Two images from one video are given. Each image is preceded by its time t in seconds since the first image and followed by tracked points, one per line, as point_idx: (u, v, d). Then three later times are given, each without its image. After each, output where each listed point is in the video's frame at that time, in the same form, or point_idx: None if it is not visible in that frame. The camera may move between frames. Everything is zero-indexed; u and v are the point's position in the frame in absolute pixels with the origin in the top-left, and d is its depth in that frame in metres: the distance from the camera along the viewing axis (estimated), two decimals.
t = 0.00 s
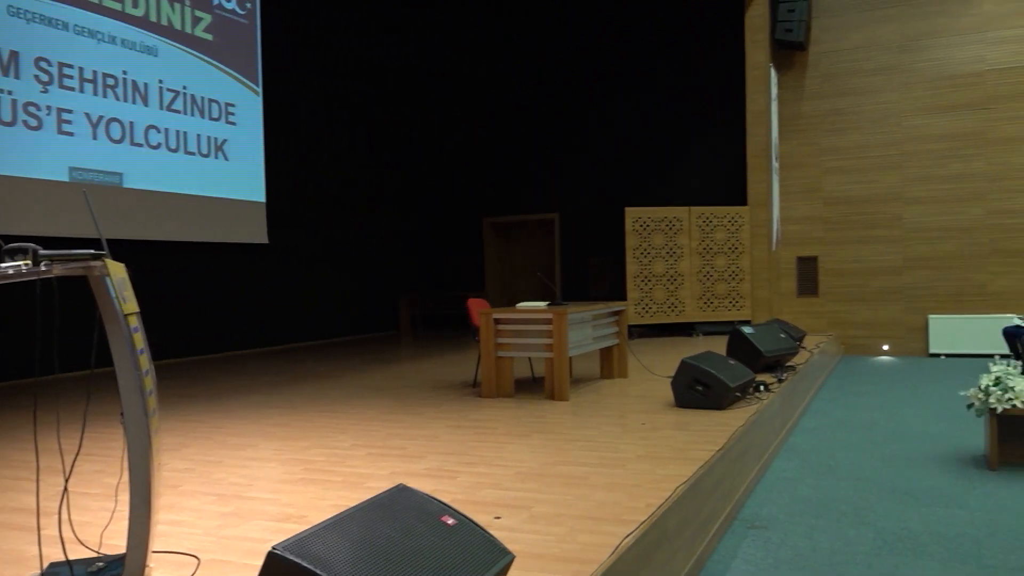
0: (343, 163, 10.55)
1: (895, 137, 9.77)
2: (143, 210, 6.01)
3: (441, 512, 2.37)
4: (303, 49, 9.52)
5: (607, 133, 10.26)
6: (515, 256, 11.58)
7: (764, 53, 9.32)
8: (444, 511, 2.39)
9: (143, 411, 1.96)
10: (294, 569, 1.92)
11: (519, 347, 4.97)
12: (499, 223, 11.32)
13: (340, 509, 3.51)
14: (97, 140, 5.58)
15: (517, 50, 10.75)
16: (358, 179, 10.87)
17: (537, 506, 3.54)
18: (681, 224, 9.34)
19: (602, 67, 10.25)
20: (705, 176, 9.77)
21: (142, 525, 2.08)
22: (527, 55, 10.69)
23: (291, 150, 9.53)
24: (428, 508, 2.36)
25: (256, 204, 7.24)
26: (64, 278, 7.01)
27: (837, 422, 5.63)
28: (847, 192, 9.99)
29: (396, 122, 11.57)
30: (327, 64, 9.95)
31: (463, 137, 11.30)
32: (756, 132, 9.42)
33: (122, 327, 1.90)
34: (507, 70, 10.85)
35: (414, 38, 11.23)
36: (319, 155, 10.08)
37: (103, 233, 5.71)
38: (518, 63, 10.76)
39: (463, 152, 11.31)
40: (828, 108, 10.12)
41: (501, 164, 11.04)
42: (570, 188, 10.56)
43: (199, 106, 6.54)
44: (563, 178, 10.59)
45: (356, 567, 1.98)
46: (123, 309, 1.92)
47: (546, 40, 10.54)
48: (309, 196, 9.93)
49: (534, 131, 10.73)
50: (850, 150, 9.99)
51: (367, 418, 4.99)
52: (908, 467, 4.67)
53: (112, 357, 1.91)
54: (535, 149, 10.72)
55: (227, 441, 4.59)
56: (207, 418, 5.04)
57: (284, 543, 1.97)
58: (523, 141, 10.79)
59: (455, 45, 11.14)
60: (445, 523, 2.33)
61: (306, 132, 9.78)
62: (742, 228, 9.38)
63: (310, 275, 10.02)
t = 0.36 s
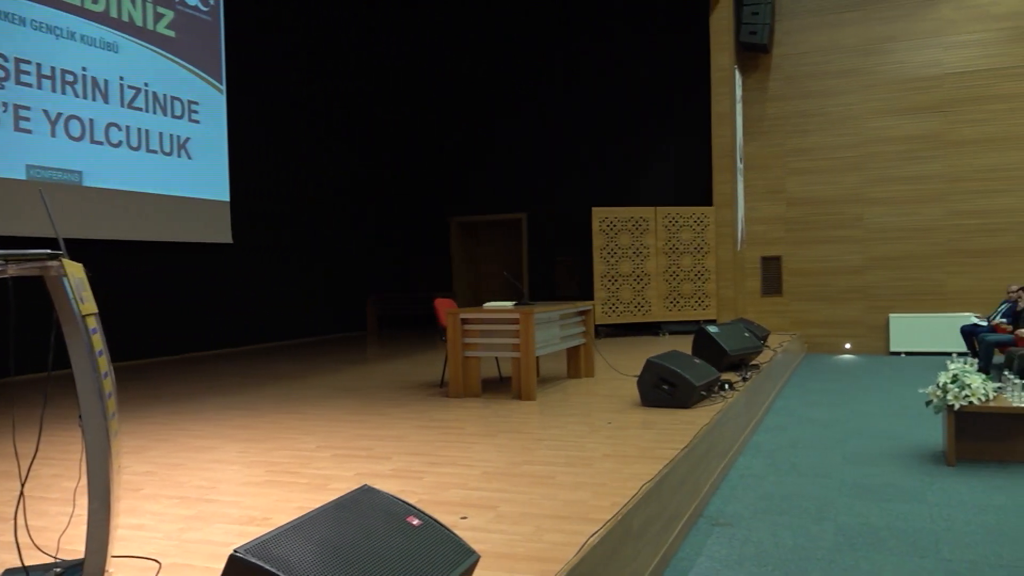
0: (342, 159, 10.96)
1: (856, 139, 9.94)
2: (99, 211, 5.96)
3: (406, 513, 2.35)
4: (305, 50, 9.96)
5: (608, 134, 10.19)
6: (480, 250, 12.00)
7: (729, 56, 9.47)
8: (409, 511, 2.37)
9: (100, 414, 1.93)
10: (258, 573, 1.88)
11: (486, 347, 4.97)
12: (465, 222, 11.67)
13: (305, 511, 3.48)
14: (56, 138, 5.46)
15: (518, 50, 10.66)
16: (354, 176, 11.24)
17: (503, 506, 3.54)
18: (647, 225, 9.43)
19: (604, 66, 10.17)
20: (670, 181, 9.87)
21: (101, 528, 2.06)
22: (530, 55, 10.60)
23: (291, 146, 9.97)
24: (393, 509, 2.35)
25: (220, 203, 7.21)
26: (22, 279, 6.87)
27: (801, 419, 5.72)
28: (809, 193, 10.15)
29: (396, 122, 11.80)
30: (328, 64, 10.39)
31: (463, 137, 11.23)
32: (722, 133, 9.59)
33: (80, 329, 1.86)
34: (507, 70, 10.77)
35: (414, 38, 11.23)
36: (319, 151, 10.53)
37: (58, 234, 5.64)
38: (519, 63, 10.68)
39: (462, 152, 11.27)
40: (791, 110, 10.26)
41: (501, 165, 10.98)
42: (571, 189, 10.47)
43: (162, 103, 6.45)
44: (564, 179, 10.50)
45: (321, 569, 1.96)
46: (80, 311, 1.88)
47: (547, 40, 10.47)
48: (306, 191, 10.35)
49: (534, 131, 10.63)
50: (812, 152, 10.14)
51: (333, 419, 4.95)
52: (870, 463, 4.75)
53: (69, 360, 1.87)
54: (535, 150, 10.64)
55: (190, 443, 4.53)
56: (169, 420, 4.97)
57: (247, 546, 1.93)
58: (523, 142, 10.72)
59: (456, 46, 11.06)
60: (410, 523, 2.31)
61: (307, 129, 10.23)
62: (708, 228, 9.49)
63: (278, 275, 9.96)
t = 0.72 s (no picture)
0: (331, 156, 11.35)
1: (822, 139, 10.05)
2: (61, 213, 5.88)
3: (374, 514, 2.33)
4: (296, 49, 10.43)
5: (606, 134, 9.91)
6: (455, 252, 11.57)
7: (698, 57, 9.75)
8: (378, 511, 2.35)
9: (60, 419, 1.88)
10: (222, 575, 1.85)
11: (457, 347, 4.96)
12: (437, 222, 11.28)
13: (272, 513, 3.44)
14: (18, 135, 5.36)
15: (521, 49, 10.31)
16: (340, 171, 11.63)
17: (472, 506, 3.53)
18: (618, 225, 9.56)
19: (604, 67, 9.95)
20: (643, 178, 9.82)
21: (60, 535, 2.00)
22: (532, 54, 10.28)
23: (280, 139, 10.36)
24: (361, 510, 2.32)
25: (186, 202, 7.16)
26: None
27: (769, 417, 5.78)
28: (777, 193, 10.25)
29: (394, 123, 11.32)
30: (320, 61, 10.79)
31: (464, 138, 10.63)
32: (692, 132, 9.70)
33: (40, 332, 1.81)
34: (511, 68, 10.36)
35: (414, 38, 10.83)
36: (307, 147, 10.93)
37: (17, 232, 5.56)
38: (522, 63, 10.32)
39: (460, 154, 10.71)
40: (759, 110, 10.35)
41: (500, 166, 10.44)
42: (575, 192, 10.02)
43: (127, 101, 6.36)
44: (567, 182, 10.06)
45: (287, 571, 1.93)
46: (39, 312, 1.83)
47: (548, 40, 10.20)
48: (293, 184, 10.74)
49: (534, 132, 10.24)
50: (780, 152, 10.24)
51: (302, 420, 4.91)
52: (837, 460, 4.81)
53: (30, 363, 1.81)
54: (535, 151, 10.22)
55: (156, 446, 4.47)
56: (134, 423, 4.89)
57: (210, 548, 1.89)
58: (523, 142, 10.29)
59: (455, 45, 10.62)
60: (378, 523, 2.29)
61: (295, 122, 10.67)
62: (678, 228, 9.70)
63: (248, 275, 9.93)
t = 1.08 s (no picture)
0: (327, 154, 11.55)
1: (790, 141, 10.17)
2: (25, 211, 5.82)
3: (341, 514, 2.30)
4: (297, 50, 10.97)
5: (603, 135, 9.92)
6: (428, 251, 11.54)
7: (667, 59, 9.71)
8: (345, 512, 2.32)
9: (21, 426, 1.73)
10: None
11: (426, 347, 4.95)
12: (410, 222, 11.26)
13: (238, 513, 3.40)
14: None
15: (520, 49, 10.21)
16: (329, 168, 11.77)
17: (441, 505, 3.53)
18: (588, 224, 9.57)
19: (603, 69, 9.93)
20: (610, 180, 9.89)
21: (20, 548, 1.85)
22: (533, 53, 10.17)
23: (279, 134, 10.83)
24: (328, 509, 2.29)
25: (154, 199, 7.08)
26: None
27: (739, 415, 5.83)
28: (747, 193, 10.35)
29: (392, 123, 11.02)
30: (318, 60, 11.16)
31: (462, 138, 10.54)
32: (661, 133, 9.76)
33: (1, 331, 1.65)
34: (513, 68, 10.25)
35: (414, 38, 10.69)
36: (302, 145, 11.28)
37: None
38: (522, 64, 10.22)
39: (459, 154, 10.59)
40: (728, 112, 10.45)
41: (498, 167, 10.36)
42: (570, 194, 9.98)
43: (91, 97, 6.26)
44: (564, 183, 10.00)
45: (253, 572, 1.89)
46: None
47: (548, 40, 10.10)
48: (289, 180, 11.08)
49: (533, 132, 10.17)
50: (748, 153, 10.34)
51: (270, 421, 4.87)
52: (804, 457, 4.87)
53: None
54: (533, 151, 10.15)
55: (120, 447, 4.41)
56: (98, 424, 4.82)
57: (174, 550, 1.86)
58: (520, 143, 10.21)
59: (455, 45, 10.49)
60: (345, 523, 2.26)
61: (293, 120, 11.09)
62: (648, 228, 9.72)
63: (224, 271, 9.98)
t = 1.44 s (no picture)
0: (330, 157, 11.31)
1: (759, 141, 10.27)
2: None
3: (311, 514, 2.25)
4: (298, 51, 10.89)
5: (599, 139, 9.93)
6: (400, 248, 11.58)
7: (639, 57, 9.82)
8: (314, 511, 2.27)
9: None
10: None
11: (397, 346, 4.93)
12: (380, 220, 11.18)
13: (205, 514, 3.36)
14: None
15: (520, 49, 10.11)
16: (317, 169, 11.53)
17: (412, 504, 3.52)
18: (560, 223, 9.59)
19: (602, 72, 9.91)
20: (579, 179, 9.93)
21: None
22: (535, 54, 10.06)
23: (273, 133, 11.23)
24: (296, 510, 2.24)
25: (120, 197, 7.05)
26: None
27: (710, 413, 5.88)
28: (717, 193, 10.44)
29: (393, 125, 10.78)
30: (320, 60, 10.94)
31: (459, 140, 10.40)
32: (632, 133, 9.80)
33: None
34: (516, 69, 10.13)
35: (414, 37, 10.52)
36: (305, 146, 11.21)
37: None
38: (523, 64, 10.09)
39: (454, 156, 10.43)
40: (697, 112, 10.53)
41: (493, 169, 10.25)
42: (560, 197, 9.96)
43: (56, 93, 6.16)
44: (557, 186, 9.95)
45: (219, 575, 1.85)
46: None
47: (548, 41, 10.00)
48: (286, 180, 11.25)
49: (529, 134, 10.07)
50: (718, 153, 10.44)
51: (239, 421, 4.83)
52: (772, 454, 4.92)
53: None
54: (529, 153, 10.07)
55: (86, 448, 4.34)
56: (62, 425, 4.74)
57: (138, 553, 1.83)
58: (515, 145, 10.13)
59: (455, 45, 10.35)
60: (314, 524, 2.21)
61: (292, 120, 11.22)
62: (620, 226, 9.74)
63: (198, 270, 9.94)
